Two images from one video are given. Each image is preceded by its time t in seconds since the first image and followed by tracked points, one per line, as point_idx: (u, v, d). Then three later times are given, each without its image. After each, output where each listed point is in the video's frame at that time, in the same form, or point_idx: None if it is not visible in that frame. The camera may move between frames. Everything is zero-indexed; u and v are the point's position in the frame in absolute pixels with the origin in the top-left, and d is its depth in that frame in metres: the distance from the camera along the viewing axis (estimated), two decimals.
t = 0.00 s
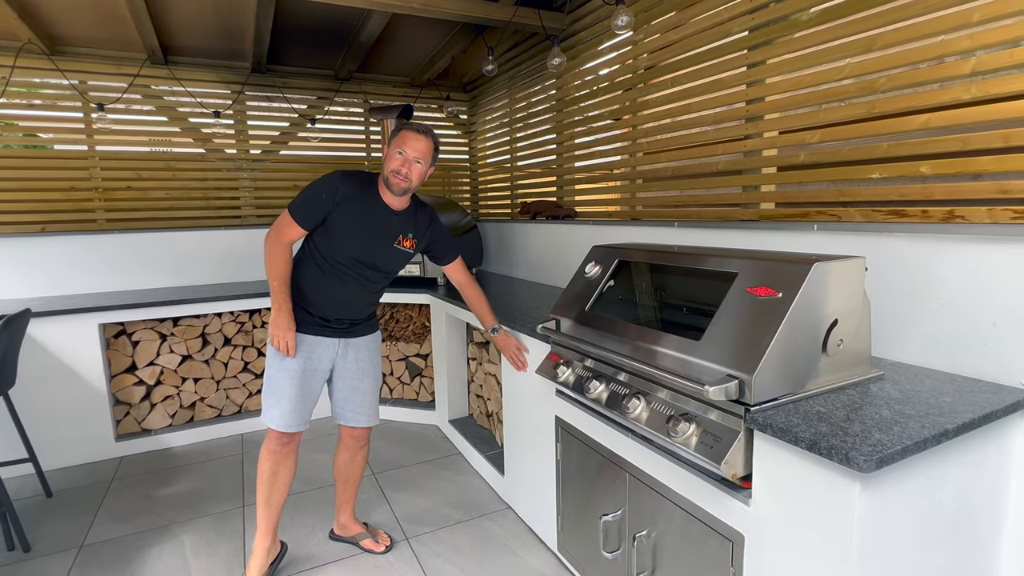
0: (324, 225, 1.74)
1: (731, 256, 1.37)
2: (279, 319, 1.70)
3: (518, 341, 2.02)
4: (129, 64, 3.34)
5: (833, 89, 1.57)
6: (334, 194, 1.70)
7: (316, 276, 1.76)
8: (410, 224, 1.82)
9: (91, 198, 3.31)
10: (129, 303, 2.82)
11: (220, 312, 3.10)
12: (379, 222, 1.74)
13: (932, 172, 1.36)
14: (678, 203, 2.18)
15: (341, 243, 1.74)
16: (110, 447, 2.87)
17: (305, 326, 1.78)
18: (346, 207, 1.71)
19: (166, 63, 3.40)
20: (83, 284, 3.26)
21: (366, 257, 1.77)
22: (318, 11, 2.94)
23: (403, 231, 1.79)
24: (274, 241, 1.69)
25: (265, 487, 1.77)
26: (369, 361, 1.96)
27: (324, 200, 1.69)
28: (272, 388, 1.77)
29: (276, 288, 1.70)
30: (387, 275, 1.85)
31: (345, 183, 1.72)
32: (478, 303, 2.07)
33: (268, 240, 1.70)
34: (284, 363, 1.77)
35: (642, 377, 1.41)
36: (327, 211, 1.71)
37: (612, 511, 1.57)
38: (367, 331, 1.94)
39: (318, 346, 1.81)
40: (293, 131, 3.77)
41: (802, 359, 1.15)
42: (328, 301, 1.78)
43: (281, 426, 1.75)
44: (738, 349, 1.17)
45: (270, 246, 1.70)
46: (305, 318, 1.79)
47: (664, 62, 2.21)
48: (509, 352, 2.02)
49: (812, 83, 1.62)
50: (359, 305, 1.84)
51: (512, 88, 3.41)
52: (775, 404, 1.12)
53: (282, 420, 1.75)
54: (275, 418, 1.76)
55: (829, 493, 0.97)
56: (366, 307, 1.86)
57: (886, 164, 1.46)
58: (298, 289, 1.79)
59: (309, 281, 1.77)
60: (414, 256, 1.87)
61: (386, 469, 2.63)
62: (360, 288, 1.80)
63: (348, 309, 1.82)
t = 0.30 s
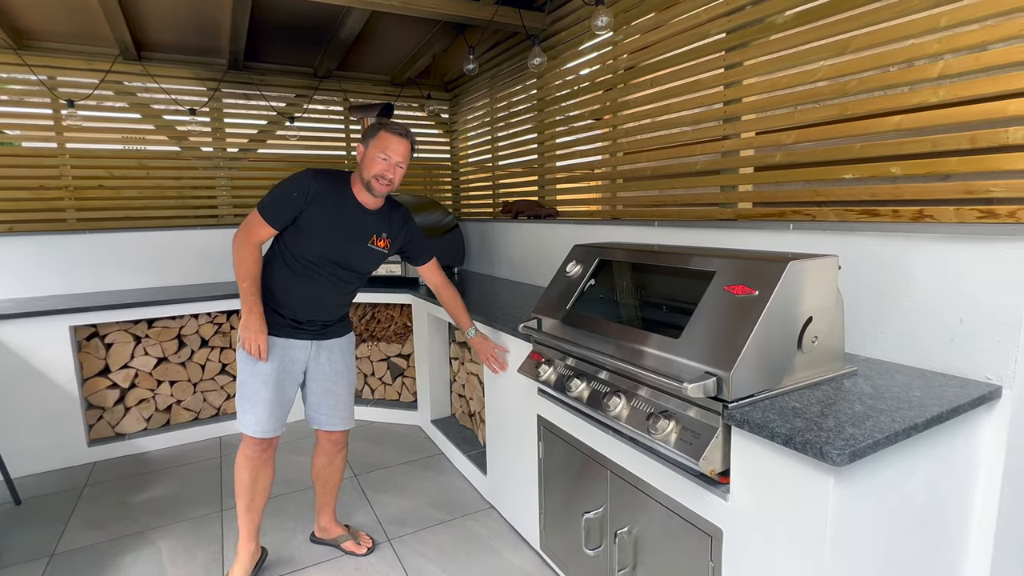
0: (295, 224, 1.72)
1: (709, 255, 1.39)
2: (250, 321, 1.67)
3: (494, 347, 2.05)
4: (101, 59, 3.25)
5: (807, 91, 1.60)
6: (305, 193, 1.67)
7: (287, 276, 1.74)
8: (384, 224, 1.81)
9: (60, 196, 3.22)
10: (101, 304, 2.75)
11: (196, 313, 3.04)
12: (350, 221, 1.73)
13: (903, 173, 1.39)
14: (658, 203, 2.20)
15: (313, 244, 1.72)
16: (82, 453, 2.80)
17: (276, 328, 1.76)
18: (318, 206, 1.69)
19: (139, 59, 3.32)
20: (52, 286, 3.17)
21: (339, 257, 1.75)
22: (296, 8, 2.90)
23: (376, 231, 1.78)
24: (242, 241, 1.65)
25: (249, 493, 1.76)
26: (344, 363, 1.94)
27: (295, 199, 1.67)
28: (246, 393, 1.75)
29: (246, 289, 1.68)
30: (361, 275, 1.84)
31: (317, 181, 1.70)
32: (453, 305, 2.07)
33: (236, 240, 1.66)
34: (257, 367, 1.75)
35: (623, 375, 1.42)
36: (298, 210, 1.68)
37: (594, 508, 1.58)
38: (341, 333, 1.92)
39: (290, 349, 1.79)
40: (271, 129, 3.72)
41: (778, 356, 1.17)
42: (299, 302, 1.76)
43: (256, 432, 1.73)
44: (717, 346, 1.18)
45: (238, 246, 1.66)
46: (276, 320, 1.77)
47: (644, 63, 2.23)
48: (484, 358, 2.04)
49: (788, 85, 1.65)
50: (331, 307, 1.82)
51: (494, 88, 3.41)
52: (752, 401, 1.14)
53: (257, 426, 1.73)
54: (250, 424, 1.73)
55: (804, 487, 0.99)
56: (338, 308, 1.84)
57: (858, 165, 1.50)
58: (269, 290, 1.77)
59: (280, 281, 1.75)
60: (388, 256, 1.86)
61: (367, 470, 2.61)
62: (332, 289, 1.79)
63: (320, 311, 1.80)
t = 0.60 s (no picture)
0: (258, 228, 1.68)
1: (692, 254, 1.40)
2: (223, 336, 1.61)
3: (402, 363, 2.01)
4: (76, 55, 3.18)
5: (787, 92, 1.62)
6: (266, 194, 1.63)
7: (256, 281, 1.71)
8: (349, 216, 1.81)
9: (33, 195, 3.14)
10: (77, 305, 2.69)
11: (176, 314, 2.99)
12: (316, 219, 1.71)
13: (879, 173, 1.42)
14: (641, 202, 2.22)
15: (280, 246, 1.69)
16: (58, 457, 2.74)
17: (250, 336, 1.74)
18: (281, 206, 1.66)
19: (116, 55, 3.25)
20: (25, 288, 3.06)
21: (309, 257, 1.74)
22: (277, 4, 2.86)
23: (342, 226, 1.78)
24: (202, 250, 1.59)
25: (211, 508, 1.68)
26: (320, 367, 1.94)
27: (256, 201, 1.62)
28: (226, 409, 1.70)
29: (212, 302, 1.62)
30: (331, 272, 1.84)
31: (275, 181, 1.65)
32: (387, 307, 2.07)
33: (196, 249, 1.60)
34: (236, 380, 1.71)
35: (606, 374, 1.43)
36: (260, 212, 1.64)
37: (579, 506, 1.59)
38: (315, 334, 1.91)
39: (268, 356, 1.77)
40: (252, 127, 3.67)
41: (759, 353, 1.18)
42: (272, 306, 1.74)
43: (239, 446, 1.70)
44: (698, 344, 1.20)
45: (198, 256, 1.60)
46: (249, 328, 1.74)
47: (627, 63, 2.24)
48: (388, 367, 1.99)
49: (768, 86, 1.67)
50: (305, 308, 1.81)
51: (478, 87, 3.40)
52: (733, 398, 1.16)
53: (241, 440, 1.70)
54: (235, 439, 1.70)
55: (784, 483, 1.01)
56: (312, 308, 1.84)
57: (836, 165, 1.52)
58: (237, 298, 1.73)
59: (249, 288, 1.72)
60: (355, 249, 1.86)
61: (351, 471, 2.59)
62: (304, 289, 1.78)
63: (294, 313, 1.79)
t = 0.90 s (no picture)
0: (200, 241, 1.51)
1: (681, 253, 1.41)
2: (191, 373, 1.49)
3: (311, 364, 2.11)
4: (59, 52, 3.14)
5: (775, 92, 1.64)
6: (203, 202, 1.47)
7: (212, 301, 1.57)
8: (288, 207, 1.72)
9: (17, 194, 3.09)
10: (62, 306, 2.65)
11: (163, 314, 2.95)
12: (261, 217, 1.61)
13: (865, 173, 1.44)
14: (631, 201, 2.23)
15: (232, 255, 1.56)
16: (42, 460, 2.70)
17: (215, 362, 1.60)
18: (224, 212, 1.52)
19: (101, 52, 3.21)
20: (8, 288, 3.01)
21: (263, 262, 1.64)
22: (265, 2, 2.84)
23: (284, 218, 1.69)
24: (144, 280, 1.40)
25: (174, 552, 1.58)
26: (285, 383, 1.83)
27: (196, 212, 1.45)
28: (192, 446, 1.57)
29: (167, 339, 1.44)
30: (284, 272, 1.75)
31: (208, 184, 1.49)
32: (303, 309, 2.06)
33: (136, 282, 1.40)
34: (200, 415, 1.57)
35: (597, 373, 1.43)
36: (203, 223, 1.48)
37: (569, 505, 1.59)
38: (277, 345, 1.82)
39: (233, 382, 1.65)
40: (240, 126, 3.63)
41: (748, 351, 1.20)
42: (236, 322, 1.62)
43: (212, 482, 1.59)
44: (688, 342, 1.20)
45: (140, 289, 1.40)
46: (216, 352, 1.61)
47: (617, 63, 2.25)
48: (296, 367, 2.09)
49: (756, 86, 1.69)
50: (267, 316, 1.71)
51: (468, 87, 3.40)
52: (722, 395, 1.17)
53: (213, 476, 1.59)
54: (205, 476, 1.59)
55: (772, 479, 1.02)
56: (272, 315, 1.74)
57: (823, 165, 1.54)
58: (192, 324, 1.57)
59: (205, 309, 1.57)
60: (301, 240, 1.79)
61: (342, 472, 2.58)
62: (263, 296, 1.68)
63: (257, 326, 1.69)
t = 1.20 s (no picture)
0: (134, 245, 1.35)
1: (679, 252, 1.41)
2: (155, 401, 1.28)
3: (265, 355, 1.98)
4: (56, 52, 3.12)
5: (773, 92, 1.64)
6: (132, 200, 1.30)
7: (159, 308, 1.44)
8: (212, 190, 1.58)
9: (13, 194, 3.06)
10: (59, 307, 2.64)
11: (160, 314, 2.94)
12: (193, 209, 1.47)
13: (863, 172, 1.44)
14: (630, 201, 2.23)
15: (174, 255, 1.43)
16: (39, 461, 2.69)
17: (173, 374, 1.49)
18: (157, 208, 1.37)
19: (98, 52, 3.20)
20: (5, 288, 3.00)
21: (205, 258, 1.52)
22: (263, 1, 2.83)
23: (212, 204, 1.57)
24: (85, 300, 1.20)
25: (143, 567, 1.49)
26: (238, 393, 1.72)
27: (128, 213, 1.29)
28: (147, 463, 1.45)
29: (120, 368, 1.24)
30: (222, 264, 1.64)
31: (134, 179, 1.32)
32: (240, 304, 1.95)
33: (76, 305, 1.19)
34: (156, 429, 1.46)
35: (595, 372, 1.43)
36: (138, 225, 1.33)
37: (568, 505, 1.60)
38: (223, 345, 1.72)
39: (190, 392, 1.54)
40: (238, 125, 3.61)
41: (746, 350, 1.20)
42: (187, 327, 1.51)
43: (168, 498, 1.48)
44: (686, 342, 1.20)
45: (83, 312, 1.20)
46: (174, 364, 1.49)
47: (615, 62, 2.25)
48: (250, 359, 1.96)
49: (754, 86, 1.69)
50: (215, 315, 1.61)
51: (466, 86, 3.40)
52: (720, 395, 1.17)
53: (169, 491, 1.48)
54: (163, 492, 1.47)
55: (770, 479, 1.02)
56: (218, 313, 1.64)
57: (821, 164, 1.54)
58: (141, 339, 1.43)
59: (153, 318, 1.44)
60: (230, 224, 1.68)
61: (340, 472, 2.57)
62: (209, 294, 1.56)
63: (208, 328, 1.58)
